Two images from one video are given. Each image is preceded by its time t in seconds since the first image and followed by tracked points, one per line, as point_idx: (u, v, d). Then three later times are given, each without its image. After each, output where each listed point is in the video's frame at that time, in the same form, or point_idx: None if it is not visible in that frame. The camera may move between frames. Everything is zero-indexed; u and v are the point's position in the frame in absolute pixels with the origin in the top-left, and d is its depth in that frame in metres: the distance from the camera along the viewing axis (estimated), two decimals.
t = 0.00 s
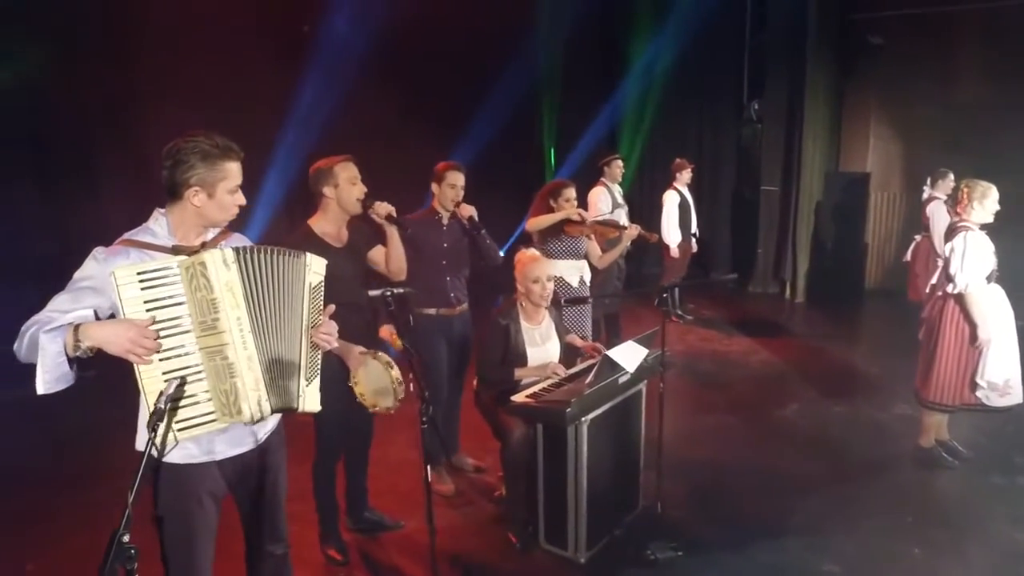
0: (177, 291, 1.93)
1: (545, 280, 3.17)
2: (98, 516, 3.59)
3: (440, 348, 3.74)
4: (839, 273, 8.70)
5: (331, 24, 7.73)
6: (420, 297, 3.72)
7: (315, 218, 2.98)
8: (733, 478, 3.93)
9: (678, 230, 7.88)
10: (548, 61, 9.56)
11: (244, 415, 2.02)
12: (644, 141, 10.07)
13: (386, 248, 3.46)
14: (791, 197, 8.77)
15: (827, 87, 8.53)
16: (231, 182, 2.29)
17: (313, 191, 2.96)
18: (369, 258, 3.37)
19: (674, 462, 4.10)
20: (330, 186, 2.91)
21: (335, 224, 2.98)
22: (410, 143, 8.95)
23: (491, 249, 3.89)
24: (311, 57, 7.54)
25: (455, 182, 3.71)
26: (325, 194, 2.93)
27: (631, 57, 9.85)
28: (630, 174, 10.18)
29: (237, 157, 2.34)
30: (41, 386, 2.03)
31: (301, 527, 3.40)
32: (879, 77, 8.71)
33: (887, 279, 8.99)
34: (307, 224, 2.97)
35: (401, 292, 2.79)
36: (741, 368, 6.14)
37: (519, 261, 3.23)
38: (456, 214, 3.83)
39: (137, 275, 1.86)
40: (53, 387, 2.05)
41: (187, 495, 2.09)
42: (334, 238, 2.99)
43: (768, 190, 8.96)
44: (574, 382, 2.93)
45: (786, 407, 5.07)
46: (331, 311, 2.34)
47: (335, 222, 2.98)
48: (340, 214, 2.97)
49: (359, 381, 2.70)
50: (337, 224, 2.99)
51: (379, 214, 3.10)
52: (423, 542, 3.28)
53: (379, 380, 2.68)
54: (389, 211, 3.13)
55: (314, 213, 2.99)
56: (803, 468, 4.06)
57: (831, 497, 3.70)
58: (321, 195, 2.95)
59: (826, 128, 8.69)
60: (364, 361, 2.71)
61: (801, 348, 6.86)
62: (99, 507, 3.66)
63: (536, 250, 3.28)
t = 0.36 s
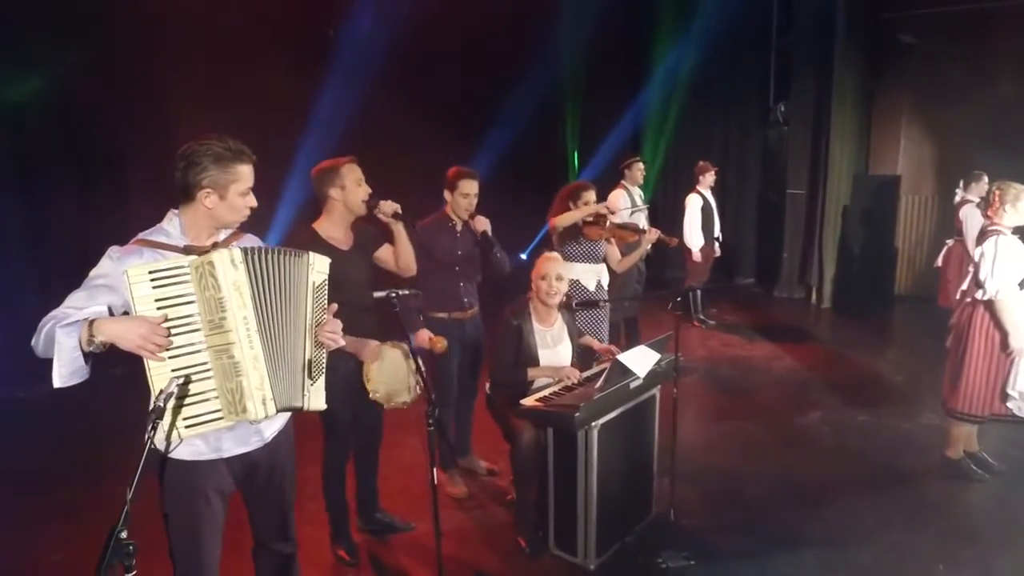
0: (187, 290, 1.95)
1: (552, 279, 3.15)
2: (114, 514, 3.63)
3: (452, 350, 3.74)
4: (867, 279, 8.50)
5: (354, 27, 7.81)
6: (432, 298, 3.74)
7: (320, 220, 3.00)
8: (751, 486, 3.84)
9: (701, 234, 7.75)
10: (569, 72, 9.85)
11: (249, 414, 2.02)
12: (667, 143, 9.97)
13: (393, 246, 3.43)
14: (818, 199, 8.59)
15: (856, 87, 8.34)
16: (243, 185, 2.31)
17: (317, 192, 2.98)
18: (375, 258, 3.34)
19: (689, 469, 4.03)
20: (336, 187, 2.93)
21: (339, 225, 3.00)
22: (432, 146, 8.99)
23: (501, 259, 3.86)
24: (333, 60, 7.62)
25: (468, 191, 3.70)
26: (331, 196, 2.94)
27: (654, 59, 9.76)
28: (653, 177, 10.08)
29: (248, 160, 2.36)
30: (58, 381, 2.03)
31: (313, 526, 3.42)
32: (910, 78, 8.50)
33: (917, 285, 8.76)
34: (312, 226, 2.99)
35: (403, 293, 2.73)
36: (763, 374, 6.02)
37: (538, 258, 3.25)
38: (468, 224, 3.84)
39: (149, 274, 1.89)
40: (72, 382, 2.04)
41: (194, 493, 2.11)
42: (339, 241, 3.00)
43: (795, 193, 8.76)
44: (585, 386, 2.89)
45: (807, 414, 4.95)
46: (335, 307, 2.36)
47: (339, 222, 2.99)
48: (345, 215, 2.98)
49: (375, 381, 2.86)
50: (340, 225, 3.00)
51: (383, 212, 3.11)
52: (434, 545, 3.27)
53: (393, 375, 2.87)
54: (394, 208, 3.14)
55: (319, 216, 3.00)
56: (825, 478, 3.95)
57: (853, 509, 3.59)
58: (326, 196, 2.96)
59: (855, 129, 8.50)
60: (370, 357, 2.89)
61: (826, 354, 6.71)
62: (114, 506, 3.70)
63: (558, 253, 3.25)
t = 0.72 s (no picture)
0: (193, 288, 1.96)
1: (569, 287, 3.13)
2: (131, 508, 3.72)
3: (463, 351, 3.74)
4: (894, 284, 8.29)
5: (374, 31, 7.88)
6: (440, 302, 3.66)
7: (327, 219, 3.02)
8: (765, 493, 3.77)
9: (721, 237, 7.64)
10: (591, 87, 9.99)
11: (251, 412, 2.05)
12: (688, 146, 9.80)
13: (398, 250, 3.42)
14: (844, 201, 8.41)
15: (884, 87, 8.15)
16: (253, 187, 2.30)
17: (327, 193, 3.01)
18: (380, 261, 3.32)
19: (702, 475, 3.97)
20: (345, 191, 2.96)
21: (347, 227, 3.02)
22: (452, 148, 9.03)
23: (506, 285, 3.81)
24: (354, 64, 7.71)
25: (489, 227, 3.65)
26: (340, 199, 2.97)
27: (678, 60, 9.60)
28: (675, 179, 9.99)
29: (259, 163, 2.35)
30: (65, 371, 2.04)
31: (323, 525, 3.46)
32: (941, 77, 8.27)
33: (947, 290, 8.53)
34: (320, 225, 3.02)
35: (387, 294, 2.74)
36: (782, 379, 5.90)
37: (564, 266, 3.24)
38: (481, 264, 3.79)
39: (158, 271, 1.90)
40: (76, 374, 2.06)
41: (198, 488, 2.12)
42: (346, 242, 3.02)
43: (818, 197, 8.73)
44: (593, 390, 2.85)
45: (827, 421, 4.85)
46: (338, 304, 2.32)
47: (347, 224, 3.02)
48: (352, 217, 3.00)
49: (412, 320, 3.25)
50: (348, 227, 3.02)
51: (393, 221, 3.21)
52: (440, 547, 3.27)
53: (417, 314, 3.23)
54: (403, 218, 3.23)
55: (327, 217, 3.02)
56: (842, 487, 3.86)
57: (870, 519, 3.50)
58: (335, 198, 2.99)
59: (882, 130, 8.30)
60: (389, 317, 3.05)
61: (849, 360, 6.56)
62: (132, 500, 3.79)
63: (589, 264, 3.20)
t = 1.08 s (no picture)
0: (204, 280, 1.97)
1: (580, 290, 3.12)
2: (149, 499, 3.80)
3: (475, 350, 3.74)
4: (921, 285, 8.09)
5: (393, 30, 7.93)
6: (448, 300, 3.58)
7: (347, 219, 3.03)
8: (778, 497, 3.71)
9: (741, 235, 7.52)
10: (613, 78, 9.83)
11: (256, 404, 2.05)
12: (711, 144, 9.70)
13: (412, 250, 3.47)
14: (870, 199, 8.22)
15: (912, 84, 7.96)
16: (266, 185, 2.28)
17: (349, 193, 3.00)
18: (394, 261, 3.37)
19: (716, 477, 3.92)
20: (366, 197, 2.95)
21: (366, 229, 3.03)
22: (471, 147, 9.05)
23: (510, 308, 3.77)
24: (372, 63, 7.76)
25: (503, 265, 3.54)
26: (360, 203, 2.97)
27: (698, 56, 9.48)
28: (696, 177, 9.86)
29: (272, 162, 2.33)
30: (72, 357, 2.06)
31: (333, 519, 3.49)
32: (972, 73, 8.04)
33: (977, 292, 8.29)
34: (339, 224, 3.03)
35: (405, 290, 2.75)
36: (802, 382, 5.80)
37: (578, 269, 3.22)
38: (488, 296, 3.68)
39: (170, 263, 1.91)
40: (80, 363, 2.08)
41: (203, 477, 2.11)
42: (364, 243, 3.05)
43: (844, 196, 8.57)
44: (600, 389, 2.83)
45: (845, 425, 4.76)
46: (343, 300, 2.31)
47: (365, 226, 3.03)
48: (371, 221, 3.01)
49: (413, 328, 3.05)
50: (366, 228, 3.03)
51: (411, 231, 3.13)
52: (446, 545, 3.28)
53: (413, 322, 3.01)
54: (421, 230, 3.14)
55: (346, 216, 3.04)
56: (858, 492, 3.77)
57: (885, 525, 3.42)
58: (356, 199, 2.99)
59: (910, 127, 8.09)
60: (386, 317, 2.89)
61: (872, 363, 6.42)
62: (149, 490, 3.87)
63: (605, 267, 3.18)
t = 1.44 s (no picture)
0: (221, 272, 1.93)
1: (592, 284, 3.09)
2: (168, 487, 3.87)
3: (489, 345, 3.73)
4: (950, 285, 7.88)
5: (413, 26, 7.95)
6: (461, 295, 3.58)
7: (372, 222, 2.99)
8: (795, 498, 3.64)
9: (764, 232, 7.39)
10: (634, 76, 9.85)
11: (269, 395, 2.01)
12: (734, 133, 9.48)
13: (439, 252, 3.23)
14: (897, 196, 8.04)
15: (943, 77, 7.71)
16: (284, 180, 2.12)
17: (372, 199, 2.95)
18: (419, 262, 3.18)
19: (731, 477, 3.87)
20: (390, 206, 2.89)
21: (391, 237, 2.98)
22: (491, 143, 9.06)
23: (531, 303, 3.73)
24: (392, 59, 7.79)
25: (519, 271, 3.29)
26: (386, 213, 2.91)
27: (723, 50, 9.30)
28: (720, 173, 9.70)
29: (291, 155, 2.16)
30: (95, 350, 1.98)
31: (347, 511, 3.51)
32: (1008, 65, 7.78)
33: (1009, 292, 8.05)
34: (364, 225, 3.00)
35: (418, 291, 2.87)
36: (823, 381, 5.69)
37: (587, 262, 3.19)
38: (501, 296, 3.60)
39: (187, 254, 1.88)
40: (106, 354, 2.00)
41: (215, 466, 2.08)
42: (387, 251, 2.98)
43: (871, 193, 8.30)
44: (611, 386, 2.80)
45: (866, 426, 4.67)
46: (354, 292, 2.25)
47: (389, 233, 2.97)
48: (396, 229, 2.95)
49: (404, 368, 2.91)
50: (391, 237, 2.98)
51: (435, 238, 2.98)
52: (457, 539, 3.28)
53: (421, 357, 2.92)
54: (446, 238, 2.99)
55: (371, 220, 2.99)
56: (878, 494, 3.70)
57: (904, 529, 3.35)
58: (382, 207, 2.93)
59: (941, 122, 7.84)
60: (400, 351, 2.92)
61: (897, 363, 6.27)
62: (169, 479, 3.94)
63: (615, 261, 3.17)
